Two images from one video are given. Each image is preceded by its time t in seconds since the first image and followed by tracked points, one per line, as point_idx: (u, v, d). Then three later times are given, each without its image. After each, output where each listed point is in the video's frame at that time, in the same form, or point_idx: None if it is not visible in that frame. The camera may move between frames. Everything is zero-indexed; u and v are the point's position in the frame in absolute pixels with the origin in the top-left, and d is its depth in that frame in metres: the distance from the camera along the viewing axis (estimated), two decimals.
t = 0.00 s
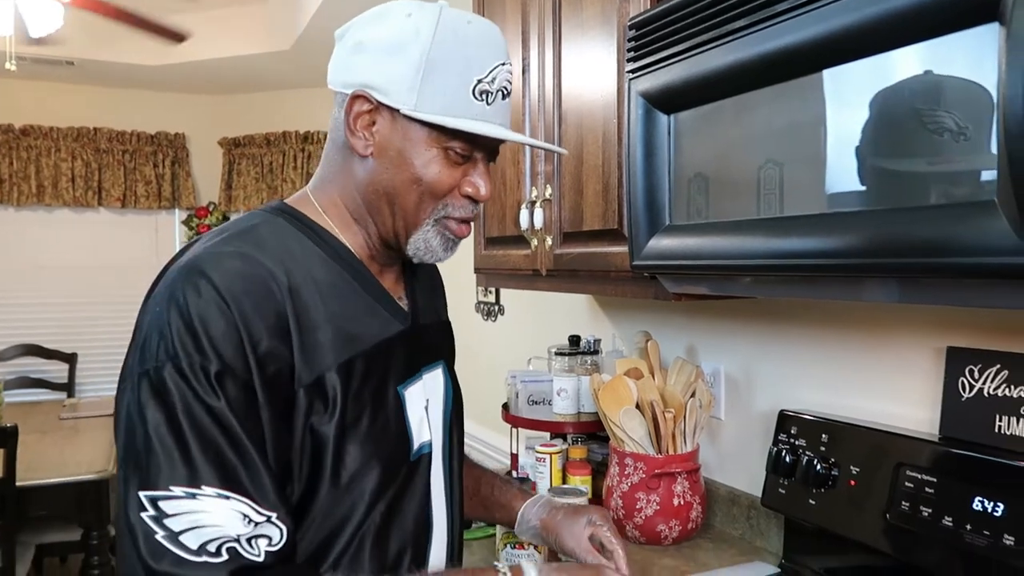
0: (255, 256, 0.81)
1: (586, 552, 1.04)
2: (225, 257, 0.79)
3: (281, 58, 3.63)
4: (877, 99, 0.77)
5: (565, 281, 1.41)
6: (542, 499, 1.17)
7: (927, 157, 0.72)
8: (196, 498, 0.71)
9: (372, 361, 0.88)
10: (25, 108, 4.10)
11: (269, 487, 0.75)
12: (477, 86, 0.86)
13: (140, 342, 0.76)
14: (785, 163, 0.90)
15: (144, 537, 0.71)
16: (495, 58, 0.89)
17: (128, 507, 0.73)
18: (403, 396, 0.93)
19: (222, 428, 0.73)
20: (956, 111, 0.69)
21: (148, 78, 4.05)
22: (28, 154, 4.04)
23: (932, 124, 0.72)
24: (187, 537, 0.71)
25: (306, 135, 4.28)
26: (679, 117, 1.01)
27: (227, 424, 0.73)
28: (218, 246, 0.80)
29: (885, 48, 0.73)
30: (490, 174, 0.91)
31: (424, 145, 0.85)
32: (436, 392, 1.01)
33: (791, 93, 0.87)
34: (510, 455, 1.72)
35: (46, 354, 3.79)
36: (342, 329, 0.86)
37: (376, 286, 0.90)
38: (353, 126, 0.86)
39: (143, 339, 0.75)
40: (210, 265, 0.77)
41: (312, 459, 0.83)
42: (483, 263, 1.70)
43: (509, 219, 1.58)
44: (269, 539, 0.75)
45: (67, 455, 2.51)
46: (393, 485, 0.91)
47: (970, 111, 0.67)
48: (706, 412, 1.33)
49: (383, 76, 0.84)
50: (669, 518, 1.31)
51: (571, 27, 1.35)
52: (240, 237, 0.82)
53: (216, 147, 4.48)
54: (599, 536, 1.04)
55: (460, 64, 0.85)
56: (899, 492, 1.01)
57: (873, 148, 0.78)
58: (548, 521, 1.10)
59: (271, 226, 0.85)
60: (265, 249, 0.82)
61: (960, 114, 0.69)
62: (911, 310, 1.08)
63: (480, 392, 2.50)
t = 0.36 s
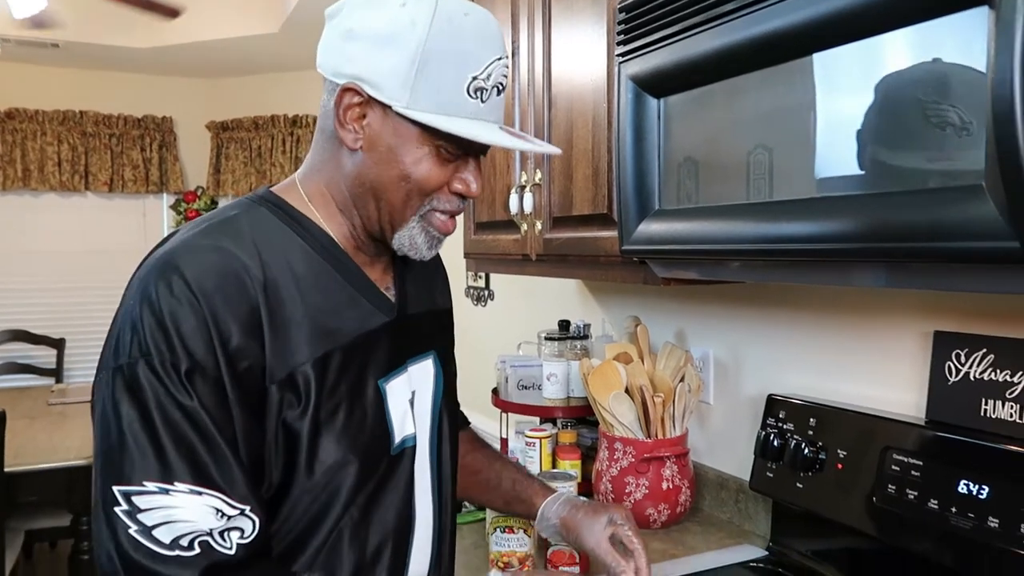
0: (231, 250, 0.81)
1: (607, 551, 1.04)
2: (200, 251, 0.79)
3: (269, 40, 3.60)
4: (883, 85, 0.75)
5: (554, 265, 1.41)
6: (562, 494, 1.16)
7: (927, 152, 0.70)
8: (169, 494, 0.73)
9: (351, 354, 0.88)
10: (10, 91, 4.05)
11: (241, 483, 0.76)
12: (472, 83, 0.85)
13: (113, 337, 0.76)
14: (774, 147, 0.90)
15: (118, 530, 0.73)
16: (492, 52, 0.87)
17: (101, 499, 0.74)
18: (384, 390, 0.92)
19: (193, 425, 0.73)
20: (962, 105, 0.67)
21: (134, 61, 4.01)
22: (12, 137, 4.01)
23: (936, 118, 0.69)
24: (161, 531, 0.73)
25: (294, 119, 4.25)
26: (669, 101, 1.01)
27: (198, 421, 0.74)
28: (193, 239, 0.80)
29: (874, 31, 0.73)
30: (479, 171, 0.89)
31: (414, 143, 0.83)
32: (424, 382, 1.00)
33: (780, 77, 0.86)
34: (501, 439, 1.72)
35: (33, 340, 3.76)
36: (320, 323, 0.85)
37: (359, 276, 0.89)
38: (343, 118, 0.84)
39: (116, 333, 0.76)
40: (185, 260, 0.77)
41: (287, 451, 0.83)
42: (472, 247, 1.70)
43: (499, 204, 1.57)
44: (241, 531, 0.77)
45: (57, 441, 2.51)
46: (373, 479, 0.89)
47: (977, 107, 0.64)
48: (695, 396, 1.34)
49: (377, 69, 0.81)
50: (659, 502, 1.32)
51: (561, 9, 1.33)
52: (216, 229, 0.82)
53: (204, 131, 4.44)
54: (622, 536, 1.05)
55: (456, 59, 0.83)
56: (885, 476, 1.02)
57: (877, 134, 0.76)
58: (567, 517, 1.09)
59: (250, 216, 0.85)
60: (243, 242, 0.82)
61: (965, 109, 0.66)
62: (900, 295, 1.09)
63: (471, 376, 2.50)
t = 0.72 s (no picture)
0: (232, 243, 0.80)
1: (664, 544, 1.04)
2: (201, 245, 0.79)
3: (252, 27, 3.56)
4: (871, 74, 0.76)
5: (542, 252, 1.41)
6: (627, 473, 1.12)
7: (891, 150, 0.72)
8: (193, 486, 0.73)
9: (349, 347, 0.87)
10: None
11: (259, 473, 0.76)
12: (486, 98, 0.84)
13: (118, 333, 0.75)
14: (761, 133, 0.90)
15: (144, 526, 0.73)
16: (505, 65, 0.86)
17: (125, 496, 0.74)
18: (380, 382, 0.91)
19: (211, 417, 0.73)
20: (934, 107, 0.68)
21: (115, 48, 3.96)
22: None
23: (907, 118, 0.71)
24: (187, 523, 0.73)
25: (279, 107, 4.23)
26: (655, 87, 1.00)
27: (216, 414, 0.74)
28: (191, 234, 0.79)
29: (860, 15, 0.73)
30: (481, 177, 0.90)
31: (424, 156, 0.83)
32: (417, 371, 0.98)
33: (767, 62, 0.86)
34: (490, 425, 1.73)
35: (17, 330, 3.73)
36: (319, 316, 0.85)
37: (357, 269, 0.89)
38: (354, 127, 0.83)
39: (123, 328, 0.75)
40: (187, 255, 0.77)
41: (287, 443, 0.84)
42: (459, 235, 1.69)
43: (485, 190, 1.57)
44: (261, 517, 0.76)
45: (42, 432, 2.50)
46: (369, 468, 0.90)
47: (948, 109, 0.67)
48: (683, 381, 1.35)
49: (392, 82, 0.80)
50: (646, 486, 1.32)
51: None
52: (213, 223, 0.81)
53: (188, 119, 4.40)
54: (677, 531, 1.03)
55: (472, 75, 0.83)
56: (871, 458, 1.03)
57: (857, 129, 0.77)
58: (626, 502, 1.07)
59: (246, 209, 0.84)
60: (242, 235, 0.82)
61: (936, 111, 0.68)
62: (886, 280, 1.09)
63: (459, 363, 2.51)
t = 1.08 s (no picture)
0: (235, 214, 0.80)
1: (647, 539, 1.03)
2: (204, 216, 0.77)
3: None
4: (826, 50, 0.77)
5: (523, 226, 1.40)
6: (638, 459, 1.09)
7: (862, 119, 0.73)
8: (221, 451, 0.70)
9: (347, 321, 0.87)
10: None
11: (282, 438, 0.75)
12: (471, 66, 0.84)
13: (129, 306, 0.73)
14: (741, 106, 0.89)
15: (175, 494, 0.70)
16: (490, 36, 0.86)
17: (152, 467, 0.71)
18: (376, 356, 0.91)
19: (233, 382, 0.72)
20: (896, 75, 0.70)
21: (84, 22, 3.87)
22: None
23: (869, 87, 0.72)
24: (219, 487, 0.70)
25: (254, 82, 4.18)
26: (634, 58, 0.99)
27: (238, 380, 0.72)
28: (191, 207, 0.78)
29: None
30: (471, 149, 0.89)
31: (412, 124, 0.82)
32: (408, 346, 0.98)
33: (748, 31, 0.86)
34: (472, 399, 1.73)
35: None
36: (319, 288, 0.85)
37: (350, 246, 0.89)
38: (340, 96, 0.82)
39: (134, 301, 0.73)
40: (191, 225, 0.76)
41: (291, 415, 0.83)
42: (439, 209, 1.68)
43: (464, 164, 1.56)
44: (288, 477, 0.75)
45: (19, 413, 2.47)
46: (364, 443, 0.90)
47: (911, 75, 0.68)
48: (664, 352, 1.35)
49: (379, 50, 0.80)
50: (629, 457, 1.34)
51: None
52: (212, 195, 0.80)
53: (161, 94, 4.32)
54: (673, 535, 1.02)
55: (456, 44, 0.82)
56: (849, 425, 1.04)
57: (818, 96, 0.79)
58: (630, 491, 1.04)
59: (243, 183, 0.83)
60: (243, 207, 0.81)
61: (899, 77, 0.69)
62: (865, 250, 1.10)
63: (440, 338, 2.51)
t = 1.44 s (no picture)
0: (227, 189, 0.79)
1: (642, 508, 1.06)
2: (196, 192, 0.77)
3: None
4: (807, 17, 0.77)
5: (509, 199, 1.40)
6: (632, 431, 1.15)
7: (854, 84, 0.72)
8: (215, 427, 0.70)
9: (341, 296, 0.87)
10: None
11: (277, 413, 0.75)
12: (454, 24, 0.83)
13: (122, 283, 0.73)
14: (728, 77, 0.88)
15: (169, 469, 0.70)
16: None
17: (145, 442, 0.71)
18: (370, 331, 0.91)
19: (227, 358, 0.72)
20: (885, 35, 0.69)
21: None
22: None
23: (858, 48, 0.72)
24: (213, 461, 0.70)
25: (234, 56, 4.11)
26: (620, 27, 0.99)
27: (231, 356, 0.72)
28: (183, 182, 0.78)
29: None
30: (462, 113, 0.88)
31: (395, 85, 0.81)
32: (402, 322, 0.97)
33: None
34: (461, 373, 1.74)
35: None
36: (313, 264, 0.85)
37: (344, 221, 0.88)
38: (322, 61, 0.81)
39: (126, 276, 0.72)
40: (184, 201, 0.76)
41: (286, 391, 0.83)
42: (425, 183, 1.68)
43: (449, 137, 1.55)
44: (282, 453, 0.74)
45: (6, 393, 2.46)
46: (359, 416, 0.90)
47: (900, 36, 0.67)
48: (651, 324, 1.36)
49: (360, 11, 0.79)
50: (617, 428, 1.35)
51: None
52: (204, 171, 0.80)
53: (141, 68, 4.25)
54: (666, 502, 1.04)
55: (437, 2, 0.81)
56: (834, 394, 1.05)
57: (801, 61, 0.78)
58: (628, 458, 1.09)
59: (235, 158, 0.83)
60: (236, 182, 0.80)
61: (888, 38, 0.69)
62: (850, 219, 1.10)
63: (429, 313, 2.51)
